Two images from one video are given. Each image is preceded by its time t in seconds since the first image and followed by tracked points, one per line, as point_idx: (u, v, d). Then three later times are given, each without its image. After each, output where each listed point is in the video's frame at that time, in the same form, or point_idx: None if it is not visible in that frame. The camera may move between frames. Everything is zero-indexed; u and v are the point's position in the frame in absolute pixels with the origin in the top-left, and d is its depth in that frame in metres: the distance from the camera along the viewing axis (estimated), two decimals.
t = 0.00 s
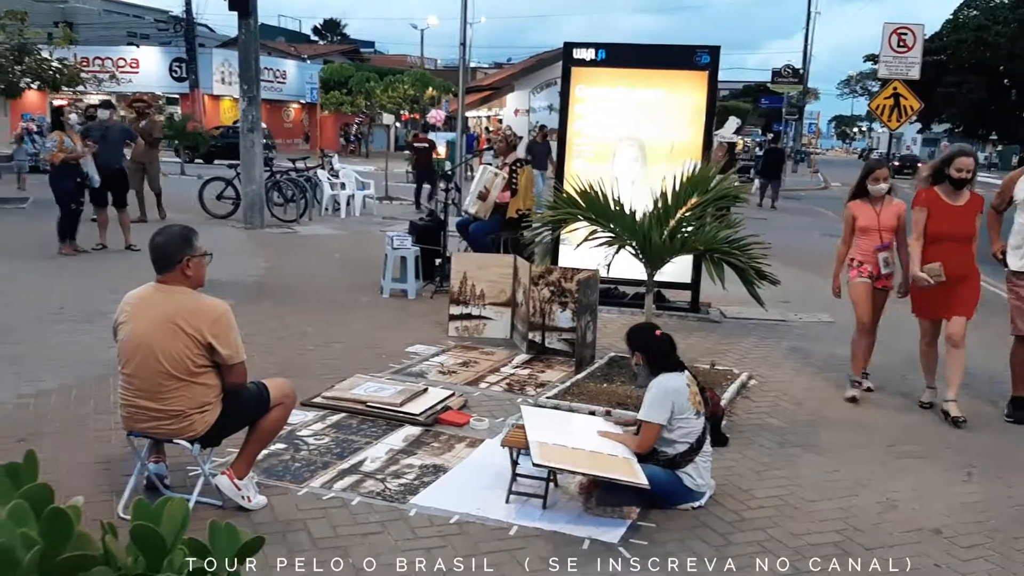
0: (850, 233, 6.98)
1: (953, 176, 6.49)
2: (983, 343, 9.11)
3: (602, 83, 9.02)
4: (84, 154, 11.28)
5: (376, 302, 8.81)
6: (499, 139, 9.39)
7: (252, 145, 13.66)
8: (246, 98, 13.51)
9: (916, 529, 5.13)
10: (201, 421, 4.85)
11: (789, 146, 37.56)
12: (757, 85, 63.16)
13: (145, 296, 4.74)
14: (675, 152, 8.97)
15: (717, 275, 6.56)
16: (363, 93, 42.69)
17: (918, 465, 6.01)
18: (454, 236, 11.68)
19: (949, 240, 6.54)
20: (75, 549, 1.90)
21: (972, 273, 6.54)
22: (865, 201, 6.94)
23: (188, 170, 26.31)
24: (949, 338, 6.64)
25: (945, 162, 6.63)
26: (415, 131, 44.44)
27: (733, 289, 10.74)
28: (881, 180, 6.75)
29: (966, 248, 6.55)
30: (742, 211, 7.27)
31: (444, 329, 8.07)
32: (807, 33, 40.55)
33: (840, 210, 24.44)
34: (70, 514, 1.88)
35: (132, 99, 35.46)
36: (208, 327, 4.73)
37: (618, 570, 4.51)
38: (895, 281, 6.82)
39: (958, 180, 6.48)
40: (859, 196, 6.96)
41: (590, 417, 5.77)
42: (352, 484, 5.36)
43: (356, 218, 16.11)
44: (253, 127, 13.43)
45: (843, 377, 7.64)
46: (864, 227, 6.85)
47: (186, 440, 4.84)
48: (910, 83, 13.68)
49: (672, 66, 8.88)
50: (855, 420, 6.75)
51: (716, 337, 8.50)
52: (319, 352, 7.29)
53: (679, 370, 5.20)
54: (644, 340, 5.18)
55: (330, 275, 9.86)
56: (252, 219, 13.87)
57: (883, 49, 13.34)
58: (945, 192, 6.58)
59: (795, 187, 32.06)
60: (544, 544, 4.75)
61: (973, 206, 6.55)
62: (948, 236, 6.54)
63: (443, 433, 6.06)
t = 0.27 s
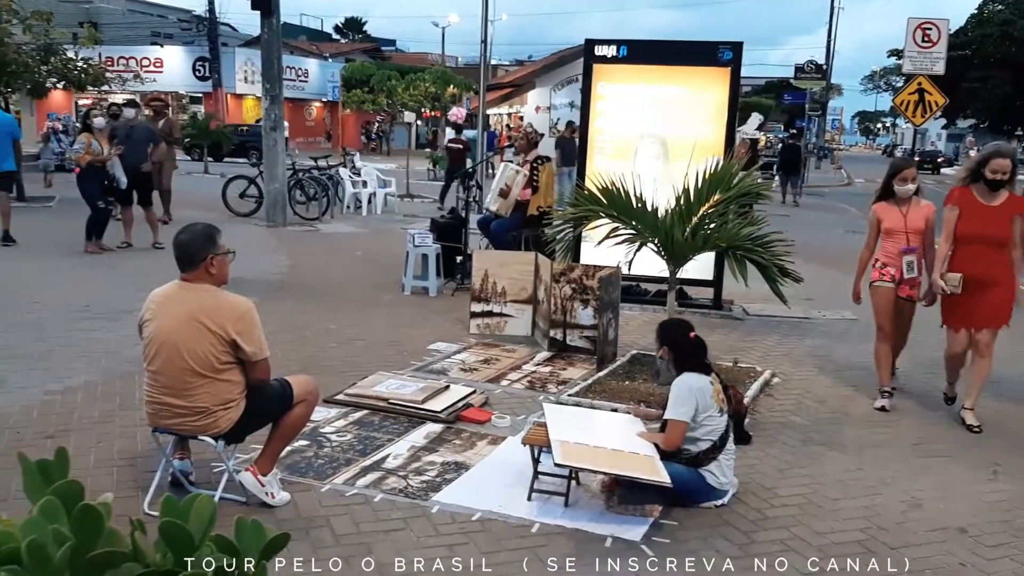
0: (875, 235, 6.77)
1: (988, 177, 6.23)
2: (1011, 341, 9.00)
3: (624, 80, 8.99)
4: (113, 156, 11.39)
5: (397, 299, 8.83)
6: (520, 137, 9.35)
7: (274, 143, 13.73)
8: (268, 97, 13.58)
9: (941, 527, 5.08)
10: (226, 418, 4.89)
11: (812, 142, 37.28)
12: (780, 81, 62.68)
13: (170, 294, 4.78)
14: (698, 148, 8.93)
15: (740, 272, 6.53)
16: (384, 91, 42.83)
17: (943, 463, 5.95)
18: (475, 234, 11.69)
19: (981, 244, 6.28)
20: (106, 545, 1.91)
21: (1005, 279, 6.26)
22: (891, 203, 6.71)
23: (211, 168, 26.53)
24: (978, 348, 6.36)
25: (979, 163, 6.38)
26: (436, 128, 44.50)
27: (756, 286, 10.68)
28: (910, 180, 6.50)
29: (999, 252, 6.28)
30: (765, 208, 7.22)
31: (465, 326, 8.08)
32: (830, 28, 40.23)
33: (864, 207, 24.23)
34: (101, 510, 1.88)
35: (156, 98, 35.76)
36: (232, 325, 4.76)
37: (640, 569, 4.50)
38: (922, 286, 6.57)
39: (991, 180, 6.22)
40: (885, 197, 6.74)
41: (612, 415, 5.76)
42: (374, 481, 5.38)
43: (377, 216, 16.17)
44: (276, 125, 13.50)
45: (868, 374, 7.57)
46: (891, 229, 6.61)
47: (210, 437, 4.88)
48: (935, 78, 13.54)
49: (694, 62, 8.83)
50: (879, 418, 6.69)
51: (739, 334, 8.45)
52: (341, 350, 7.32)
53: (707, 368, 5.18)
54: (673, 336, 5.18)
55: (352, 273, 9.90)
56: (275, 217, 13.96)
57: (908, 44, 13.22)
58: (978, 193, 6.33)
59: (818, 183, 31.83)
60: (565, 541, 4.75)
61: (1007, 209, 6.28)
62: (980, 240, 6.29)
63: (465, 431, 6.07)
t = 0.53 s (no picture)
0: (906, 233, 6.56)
1: None
2: None
3: (651, 75, 8.94)
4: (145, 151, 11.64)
5: (425, 296, 8.86)
6: (547, 134, 9.34)
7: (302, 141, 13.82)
8: (297, 95, 13.66)
9: (974, 526, 5.02)
10: (257, 413, 4.92)
11: (842, 138, 36.90)
12: (809, 75, 62.09)
13: (203, 291, 4.83)
14: (726, 144, 8.88)
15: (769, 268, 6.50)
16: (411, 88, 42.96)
17: (976, 462, 5.87)
18: (502, 230, 11.70)
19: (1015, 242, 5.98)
20: (146, 539, 1.92)
21: None
22: (925, 200, 6.53)
23: (241, 166, 26.77)
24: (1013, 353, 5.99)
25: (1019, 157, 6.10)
26: (462, 125, 44.56)
27: (786, 283, 10.59)
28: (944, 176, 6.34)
29: None
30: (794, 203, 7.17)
31: (492, 323, 8.09)
32: (860, 22, 39.79)
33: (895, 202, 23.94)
34: (141, 504, 1.90)
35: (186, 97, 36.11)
36: (264, 321, 4.80)
37: (669, 567, 4.48)
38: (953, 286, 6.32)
39: None
40: (919, 195, 6.55)
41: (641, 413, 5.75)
42: (403, 477, 5.40)
43: (405, 213, 16.22)
44: (304, 123, 13.59)
45: (899, 372, 7.49)
46: (921, 226, 6.44)
47: (242, 432, 4.92)
48: (968, 72, 13.35)
49: (722, 56, 8.77)
50: (911, 415, 6.62)
51: (768, 331, 8.39)
52: (370, 346, 7.36)
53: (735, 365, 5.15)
54: (702, 332, 5.13)
55: (380, 270, 9.95)
56: (303, 214, 14.05)
57: (940, 38, 13.05)
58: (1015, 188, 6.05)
59: (848, 179, 31.50)
60: (594, 538, 4.74)
61: None
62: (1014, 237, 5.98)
63: (493, 427, 6.08)
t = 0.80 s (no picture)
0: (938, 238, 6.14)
1: None
2: None
3: (673, 73, 8.91)
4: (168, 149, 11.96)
5: (446, 294, 8.87)
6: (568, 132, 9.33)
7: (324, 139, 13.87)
8: (318, 94, 13.70)
9: (1001, 527, 4.97)
10: (281, 411, 4.94)
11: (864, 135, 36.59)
12: (831, 72, 61.61)
13: (229, 288, 4.86)
14: (748, 141, 8.84)
15: (793, 266, 6.46)
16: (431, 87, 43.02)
17: (1003, 461, 5.81)
18: (523, 228, 11.69)
19: None
20: (180, 535, 1.93)
21: None
22: (958, 202, 6.10)
23: (264, 165, 26.88)
24: None
25: None
26: (482, 124, 44.57)
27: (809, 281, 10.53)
28: (979, 177, 5.92)
29: None
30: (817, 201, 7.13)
31: (513, 321, 8.09)
32: (883, 18, 39.42)
33: (920, 200, 23.71)
34: (174, 500, 1.91)
35: (209, 96, 36.27)
36: (288, 319, 4.82)
37: (693, 566, 4.47)
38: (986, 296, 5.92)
39: None
40: (951, 196, 6.12)
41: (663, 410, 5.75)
42: (425, 474, 5.42)
43: (425, 211, 16.26)
44: (326, 122, 13.63)
45: (924, 370, 7.42)
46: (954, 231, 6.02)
47: (265, 430, 4.94)
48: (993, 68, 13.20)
49: (744, 53, 8.72)
50: (936, 414, 6.56)
51: (790, 329, 8.34)
52: (392, 344, 7.37)
53: (752, 365, 5.13)
54: (720, 332, 5.11)
55: (401, 268, 9.97)
56: (325, 213, 14.11)
57: (964, 34, 12.91)
58: None
59: (872, 176, 31.25)
60: (616, 537, 4.73)
61: None
62: None
63: (514, 425, 6.07)
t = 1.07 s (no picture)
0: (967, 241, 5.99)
1: None
2: None
3: (692, 74, 8.89)
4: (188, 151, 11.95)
5: (465, 295, 8.89)
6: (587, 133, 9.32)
7: (343, 141, 13.92)
8: (337, 95, 13.75)
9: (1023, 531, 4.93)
10: (301, 411, 4.97)
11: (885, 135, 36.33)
12: (851, 72, 61.23)
13: (251, 290, 4.90)
14: (768, 142, 8.80)
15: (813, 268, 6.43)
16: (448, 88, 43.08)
17: None
18: (541, 230, 11.69)
19: None
20: (211, 536, 1.96)
21: None
22: (987, 204, 5.94)
23: (284, 167, 26.99)
24: None
25: None
26: (500, 125, 44.60)
27: (828, 282, 10.48)
28: (1011, 177, 5.77)
29: None
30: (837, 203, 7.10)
31: (531, 322, 8.09)
32: (904, 18, 39.13)
33: (942, 201, 23.51)
34: (206, 501, 1.95)
35: (229, 99, 36.42)
36: (309, 320, 4.85)
37: (713, 568, 4.46)
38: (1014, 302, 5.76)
39: None
40: (980, 198, 5.97)
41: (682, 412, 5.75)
42: (444, 475, 5.43)
43: (443, 212, 16.29)
44: (345, 124, 13.69)
45: (946, 373, 7.37)
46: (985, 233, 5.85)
47: (286, 430, 4.97)
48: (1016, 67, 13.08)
49: (763, 54, 8.69)
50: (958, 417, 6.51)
51: (810, 331, 8.31)
52: (410, 345, 7.40)
53: (764, 365, 5.13)
54: (730, 336, 5.10)
55: (419, 269, 9.99)
56: (343, 214, 14.17)
57: (986, 33, 12.80)
58: None
59: (893, 177, 31.07)
60: (635, 538, 4.73)
61: None
62: None
63: (533, 426, 6.08)
